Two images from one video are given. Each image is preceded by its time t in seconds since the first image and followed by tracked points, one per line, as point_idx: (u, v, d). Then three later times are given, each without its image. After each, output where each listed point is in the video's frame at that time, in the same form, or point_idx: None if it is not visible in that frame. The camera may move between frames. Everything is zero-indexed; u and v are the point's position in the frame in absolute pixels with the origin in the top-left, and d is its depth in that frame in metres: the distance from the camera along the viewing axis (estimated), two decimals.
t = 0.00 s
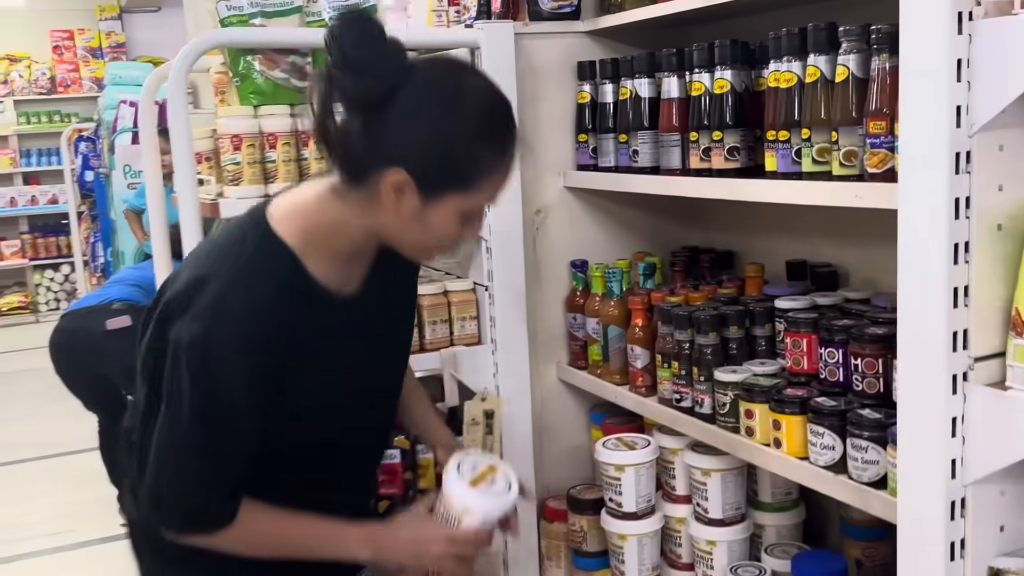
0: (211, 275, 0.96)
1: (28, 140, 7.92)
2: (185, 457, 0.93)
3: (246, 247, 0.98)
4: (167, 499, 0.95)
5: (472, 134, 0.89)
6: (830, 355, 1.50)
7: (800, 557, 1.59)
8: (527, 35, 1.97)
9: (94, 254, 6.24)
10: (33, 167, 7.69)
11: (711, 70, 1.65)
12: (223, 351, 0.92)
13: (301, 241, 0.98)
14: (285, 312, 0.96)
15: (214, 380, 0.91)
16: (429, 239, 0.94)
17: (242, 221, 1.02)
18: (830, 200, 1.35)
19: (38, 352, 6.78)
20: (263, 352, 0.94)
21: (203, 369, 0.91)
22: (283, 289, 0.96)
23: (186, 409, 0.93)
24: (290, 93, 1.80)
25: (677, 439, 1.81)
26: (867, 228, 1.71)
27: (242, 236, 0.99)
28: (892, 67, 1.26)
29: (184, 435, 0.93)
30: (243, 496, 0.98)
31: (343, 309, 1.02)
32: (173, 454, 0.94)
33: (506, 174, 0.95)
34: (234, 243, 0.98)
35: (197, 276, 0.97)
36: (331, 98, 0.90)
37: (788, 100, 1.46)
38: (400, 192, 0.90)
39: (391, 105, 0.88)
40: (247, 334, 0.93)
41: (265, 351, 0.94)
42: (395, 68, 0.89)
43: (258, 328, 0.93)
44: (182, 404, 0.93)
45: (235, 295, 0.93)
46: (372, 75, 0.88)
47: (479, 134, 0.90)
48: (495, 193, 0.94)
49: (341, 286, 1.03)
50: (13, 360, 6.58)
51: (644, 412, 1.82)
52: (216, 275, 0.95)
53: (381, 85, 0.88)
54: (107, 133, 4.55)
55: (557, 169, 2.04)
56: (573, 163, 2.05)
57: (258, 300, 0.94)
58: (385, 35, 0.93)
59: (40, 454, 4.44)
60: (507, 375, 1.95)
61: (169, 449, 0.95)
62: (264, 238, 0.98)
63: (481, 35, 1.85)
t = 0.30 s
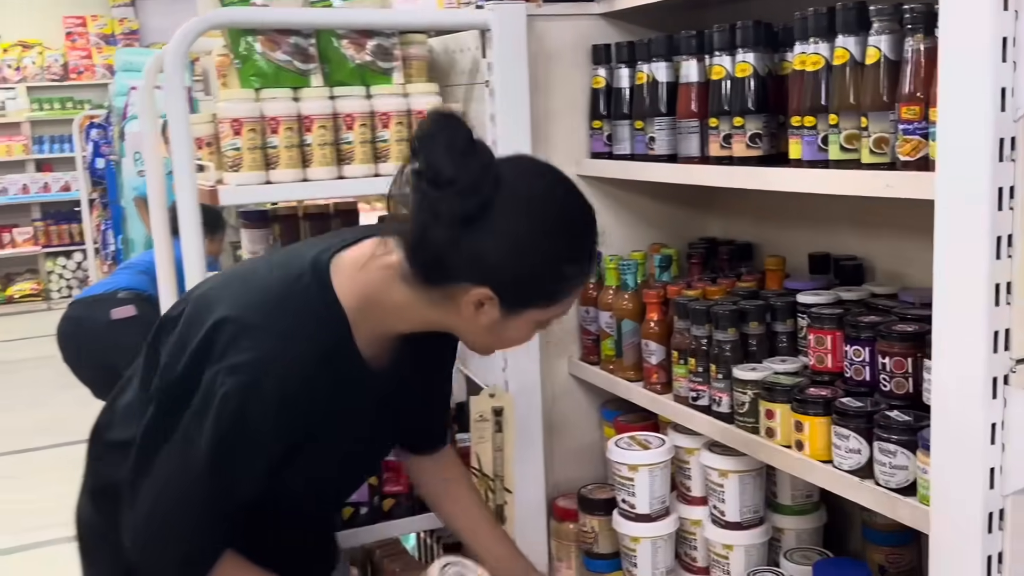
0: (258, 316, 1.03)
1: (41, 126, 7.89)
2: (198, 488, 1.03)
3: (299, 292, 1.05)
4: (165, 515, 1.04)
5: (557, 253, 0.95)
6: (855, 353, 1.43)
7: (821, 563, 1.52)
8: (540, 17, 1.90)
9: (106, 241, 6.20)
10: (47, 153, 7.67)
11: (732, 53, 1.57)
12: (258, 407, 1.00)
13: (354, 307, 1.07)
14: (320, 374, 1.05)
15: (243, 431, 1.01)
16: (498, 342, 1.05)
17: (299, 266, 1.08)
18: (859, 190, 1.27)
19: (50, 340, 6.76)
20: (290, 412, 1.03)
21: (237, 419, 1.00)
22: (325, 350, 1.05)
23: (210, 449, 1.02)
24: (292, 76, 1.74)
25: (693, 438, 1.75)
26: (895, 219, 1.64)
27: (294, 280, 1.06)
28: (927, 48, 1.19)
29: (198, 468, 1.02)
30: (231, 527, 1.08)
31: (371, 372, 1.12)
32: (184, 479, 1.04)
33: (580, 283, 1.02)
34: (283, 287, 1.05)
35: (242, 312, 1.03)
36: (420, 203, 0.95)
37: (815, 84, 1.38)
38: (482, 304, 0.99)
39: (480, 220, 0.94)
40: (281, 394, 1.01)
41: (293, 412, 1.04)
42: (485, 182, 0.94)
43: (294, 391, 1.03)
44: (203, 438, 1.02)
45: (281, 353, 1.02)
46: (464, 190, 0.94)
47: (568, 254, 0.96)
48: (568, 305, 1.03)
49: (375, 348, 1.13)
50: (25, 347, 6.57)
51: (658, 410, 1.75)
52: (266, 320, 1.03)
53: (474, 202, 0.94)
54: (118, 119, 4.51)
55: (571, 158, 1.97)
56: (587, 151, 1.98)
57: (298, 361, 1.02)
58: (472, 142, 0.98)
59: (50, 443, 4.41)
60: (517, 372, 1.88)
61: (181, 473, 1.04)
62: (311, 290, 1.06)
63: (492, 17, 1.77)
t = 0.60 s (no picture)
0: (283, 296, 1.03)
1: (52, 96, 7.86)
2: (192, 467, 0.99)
3: (326, 276, 1.05)
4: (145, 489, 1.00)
5: (594, 275, 1.01)
6: (860, 321, 1.38)
7: (822, 537, 1.48)
8: None
9: (116, 211, 6.18)
10: (58, 123, 7.64)
11: (738, 9, 1.51)
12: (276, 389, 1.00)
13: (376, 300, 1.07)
14: (337, 363, 1.05)
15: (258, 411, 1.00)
16: (521, 356, 1.09)
17: (326, 253, 1.08)
18: (866, 150, 1.21)
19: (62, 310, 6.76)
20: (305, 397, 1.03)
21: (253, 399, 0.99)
22: (346, 339, 1.04)
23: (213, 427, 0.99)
24: (283, 34, 1.70)
25: (695, 409, 1.71)
26: (905, 184, 1.58)
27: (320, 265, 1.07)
28: None
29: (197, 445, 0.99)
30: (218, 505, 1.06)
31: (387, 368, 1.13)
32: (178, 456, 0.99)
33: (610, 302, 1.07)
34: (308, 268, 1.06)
35: (267, 289, 1.03)
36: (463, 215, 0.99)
37: (823, 41, 1.32)
38: (510, 316, 1.03)
39: (520, 236, 0.98)
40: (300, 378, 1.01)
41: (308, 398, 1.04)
42: (528, 202, 0.99)
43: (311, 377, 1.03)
44: (220, 405, 0.99)
45: (304, 336, 1.01)
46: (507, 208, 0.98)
47: (602, 278, 1.02)
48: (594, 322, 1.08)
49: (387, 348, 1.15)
50: (36, 317, 6.57)
51: (659, 379, 1.71)
52: (292, 301, 1.02)
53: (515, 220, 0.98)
54: (124, 87, 4.46)
55: (573, 121, 1.91)
56: (589, 114, 1.92)
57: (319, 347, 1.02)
58: (515, 160, 1.02)
59: (58, 412, 4.41)
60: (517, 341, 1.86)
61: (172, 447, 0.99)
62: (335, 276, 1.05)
63: None
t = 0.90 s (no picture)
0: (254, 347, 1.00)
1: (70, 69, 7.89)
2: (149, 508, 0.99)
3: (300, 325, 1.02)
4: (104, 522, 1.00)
5: (563, 381, 0.99)
6: (842, 297, 1.36)
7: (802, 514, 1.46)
8: None
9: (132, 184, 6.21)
10: (76, 97, 7.67)
11: None
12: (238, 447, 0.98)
13: (348, 357, 1.04)
14: (305, 419, 1.02)
15: (218, 466, 0.98)
16: (481, 439, 1.06)
17: (305, 303, 1.04)
18: (844, 122, 1.19)
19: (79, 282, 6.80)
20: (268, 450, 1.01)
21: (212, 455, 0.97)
22: (314, 393, 1.02)
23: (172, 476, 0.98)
24: (269, 6, 1.70)
25: (680, 385, 1.71)
26: (896, 156, 1.55)
27: (295, 311, 1.03)
28: None
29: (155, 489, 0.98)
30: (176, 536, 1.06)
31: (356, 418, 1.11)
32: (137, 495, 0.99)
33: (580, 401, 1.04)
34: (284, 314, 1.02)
35: (239, 337, 1.00)
36: (440, 307, 0.96)
37: (805, 9, 1.29)
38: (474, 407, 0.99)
39: (495, 336, 0.96)
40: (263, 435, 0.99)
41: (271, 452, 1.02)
42: (506, 303, 0.96)
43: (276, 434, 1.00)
44: (179, 461, 0.97)
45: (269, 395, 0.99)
46: (486, 306, 0.96)
47: (567, 387, 0.99)
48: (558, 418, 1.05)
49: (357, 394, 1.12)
50: (54, 290, 6.62)
51: (645, 355, 1.70)
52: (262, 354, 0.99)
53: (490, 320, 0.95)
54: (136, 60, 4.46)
55: (564, 93, 1.89)
56: (581, 86, 1.89)
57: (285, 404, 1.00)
58: (502, 254, 0.99)
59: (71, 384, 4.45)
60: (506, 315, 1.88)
61: (131, 485, 0.99)
62: (309, 326, 1.02)
63: None
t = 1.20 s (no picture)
0: (207, 354, 1.00)
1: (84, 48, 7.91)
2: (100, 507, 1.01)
3: (255, 336, 1.02)
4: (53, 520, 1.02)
5: (514, 425, 0.98)
6: (816, 272, 1.35)
7: (776, 490, 1.45)
8: None
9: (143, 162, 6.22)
10: (89, 75, 7.69)
11: None
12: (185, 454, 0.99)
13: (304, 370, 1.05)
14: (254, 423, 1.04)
15: (166, 471, 1.00)
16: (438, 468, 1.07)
17: (264, 312, 1.04)
18: (814, 94, 1.17)
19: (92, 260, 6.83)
20: (217, 456, 1.03)
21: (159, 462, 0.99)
22: (265, 401, 1.03)
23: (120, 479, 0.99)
24: None
25: (662, 360, 1.70)
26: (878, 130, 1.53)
27: (252, 317, 1.03)
28: None
29: (105, 491, 0.99)
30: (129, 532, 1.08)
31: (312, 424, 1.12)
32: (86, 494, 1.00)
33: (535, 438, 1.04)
34: (237, 320, 1.02)
35: (194, 345, 1.01)
36: (391, 347, 0.97)
37: None
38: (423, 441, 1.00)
39: (445, 377, 0.96)
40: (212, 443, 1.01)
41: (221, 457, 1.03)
42: (458, 346, 0.96)
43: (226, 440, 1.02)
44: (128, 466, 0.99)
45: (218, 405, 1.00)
46: (436, 348, 0.96)
47: (518, 432, 0.99)
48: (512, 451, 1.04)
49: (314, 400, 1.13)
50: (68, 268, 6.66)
51: (627, 331, 1.69)
52: (215, 363, 1.00)
53: (439, 362, 0.96)
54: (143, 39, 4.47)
55: (550, 68, 1.88)
56: (567, 62, 1.89)
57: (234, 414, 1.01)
58: (457, 293, 0.98)
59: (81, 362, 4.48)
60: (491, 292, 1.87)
61: (83, 485, 1.00)
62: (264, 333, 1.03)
63: None
